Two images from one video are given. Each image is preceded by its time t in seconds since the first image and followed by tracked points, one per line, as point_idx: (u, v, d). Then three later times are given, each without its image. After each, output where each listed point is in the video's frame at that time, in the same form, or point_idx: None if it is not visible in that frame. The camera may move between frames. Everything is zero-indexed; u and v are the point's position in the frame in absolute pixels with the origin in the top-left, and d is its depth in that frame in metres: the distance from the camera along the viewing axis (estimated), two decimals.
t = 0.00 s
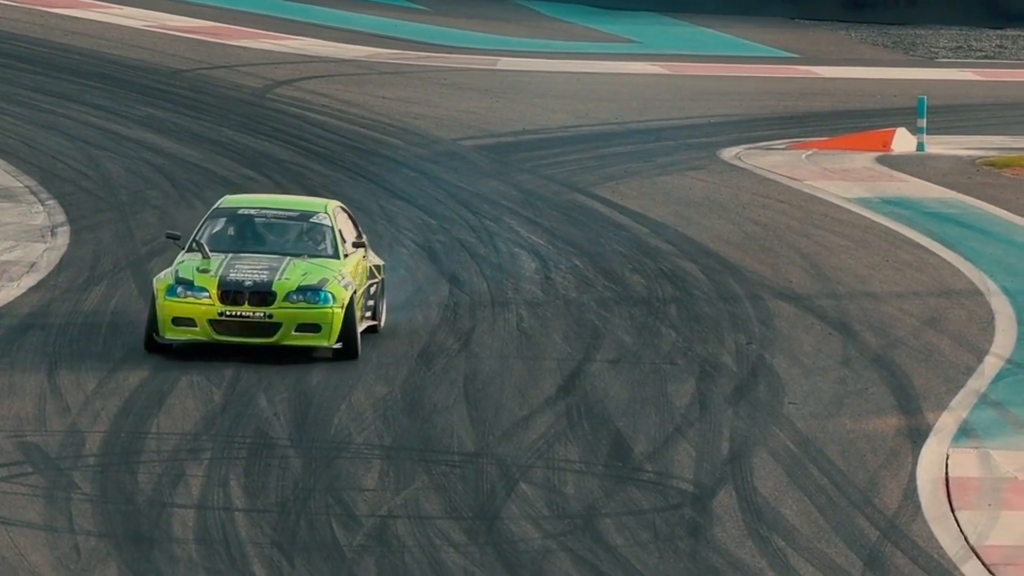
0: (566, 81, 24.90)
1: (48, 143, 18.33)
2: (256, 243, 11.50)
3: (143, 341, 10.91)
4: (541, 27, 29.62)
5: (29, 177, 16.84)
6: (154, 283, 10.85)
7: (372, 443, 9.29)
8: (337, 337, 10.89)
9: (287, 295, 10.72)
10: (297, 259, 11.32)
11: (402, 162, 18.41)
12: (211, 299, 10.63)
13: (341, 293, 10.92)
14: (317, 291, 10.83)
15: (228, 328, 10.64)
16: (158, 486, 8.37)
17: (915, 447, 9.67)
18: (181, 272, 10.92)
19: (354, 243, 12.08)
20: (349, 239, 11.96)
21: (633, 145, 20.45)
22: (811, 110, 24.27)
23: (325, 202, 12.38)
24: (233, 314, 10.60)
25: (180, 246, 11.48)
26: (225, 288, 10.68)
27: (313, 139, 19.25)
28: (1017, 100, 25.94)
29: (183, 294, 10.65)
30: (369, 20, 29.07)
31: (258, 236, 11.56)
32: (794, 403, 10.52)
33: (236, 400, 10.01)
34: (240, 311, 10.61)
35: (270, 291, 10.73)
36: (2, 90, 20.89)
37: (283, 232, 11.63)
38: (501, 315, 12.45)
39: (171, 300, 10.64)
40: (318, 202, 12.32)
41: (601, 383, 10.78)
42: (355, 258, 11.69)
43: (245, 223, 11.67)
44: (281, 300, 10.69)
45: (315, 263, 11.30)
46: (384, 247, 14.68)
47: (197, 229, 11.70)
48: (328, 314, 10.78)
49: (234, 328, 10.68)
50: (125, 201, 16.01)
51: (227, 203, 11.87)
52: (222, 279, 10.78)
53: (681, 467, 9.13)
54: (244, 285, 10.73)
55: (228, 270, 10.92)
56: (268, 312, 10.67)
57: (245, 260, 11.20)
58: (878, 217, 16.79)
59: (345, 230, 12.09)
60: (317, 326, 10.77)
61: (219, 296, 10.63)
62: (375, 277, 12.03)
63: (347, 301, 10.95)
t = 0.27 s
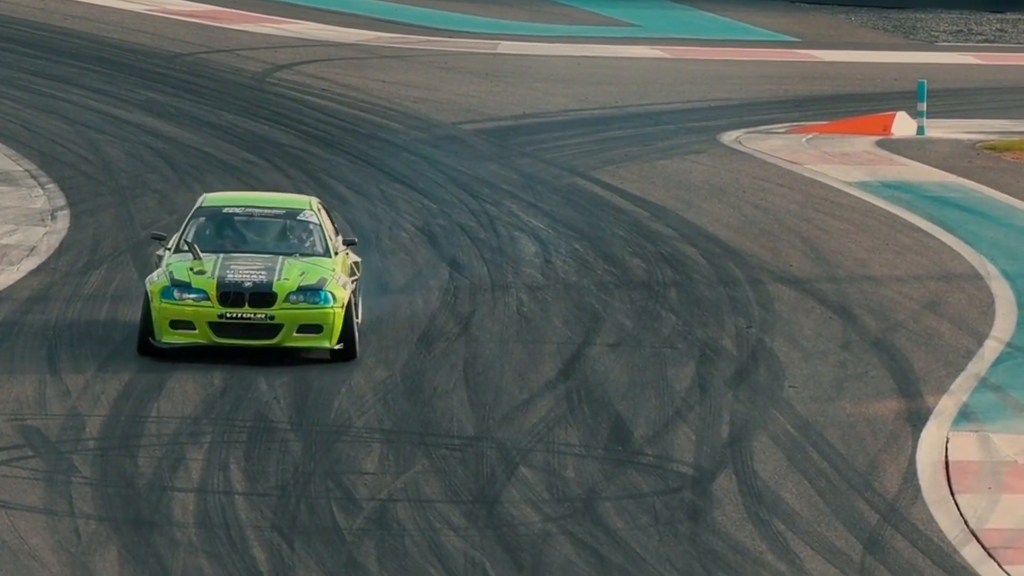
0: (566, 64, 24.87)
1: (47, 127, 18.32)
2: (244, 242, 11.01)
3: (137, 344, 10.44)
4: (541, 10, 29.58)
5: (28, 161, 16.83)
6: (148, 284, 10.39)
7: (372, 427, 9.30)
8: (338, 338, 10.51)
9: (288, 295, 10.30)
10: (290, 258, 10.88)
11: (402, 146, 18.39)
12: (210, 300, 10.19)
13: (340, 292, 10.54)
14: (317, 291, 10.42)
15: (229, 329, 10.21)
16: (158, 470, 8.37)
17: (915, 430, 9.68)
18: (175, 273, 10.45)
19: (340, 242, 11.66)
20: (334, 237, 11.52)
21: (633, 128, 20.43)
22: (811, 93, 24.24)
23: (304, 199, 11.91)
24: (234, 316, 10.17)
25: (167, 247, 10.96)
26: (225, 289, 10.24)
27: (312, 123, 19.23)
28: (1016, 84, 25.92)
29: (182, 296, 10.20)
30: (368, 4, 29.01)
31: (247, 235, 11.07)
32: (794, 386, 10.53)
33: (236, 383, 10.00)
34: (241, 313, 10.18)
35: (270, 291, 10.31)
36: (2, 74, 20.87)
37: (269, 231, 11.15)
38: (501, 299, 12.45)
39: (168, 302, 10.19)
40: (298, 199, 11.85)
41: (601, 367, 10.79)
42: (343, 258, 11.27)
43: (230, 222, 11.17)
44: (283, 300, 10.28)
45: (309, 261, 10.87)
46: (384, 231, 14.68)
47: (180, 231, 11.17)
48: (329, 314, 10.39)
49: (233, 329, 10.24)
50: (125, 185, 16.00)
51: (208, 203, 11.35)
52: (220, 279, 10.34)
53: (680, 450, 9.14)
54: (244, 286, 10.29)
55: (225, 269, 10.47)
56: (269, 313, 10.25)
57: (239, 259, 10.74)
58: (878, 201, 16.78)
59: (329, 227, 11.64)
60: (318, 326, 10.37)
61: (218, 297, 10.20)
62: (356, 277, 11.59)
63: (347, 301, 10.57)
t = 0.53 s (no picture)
0: (564, 42, 24.83)
1: (45, 105, 18.30)
2: (232, 238, 10.60)
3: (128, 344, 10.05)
4: None
5: (26, 139, 16.82)
6: (141, 282, 10.00)
7: (370, 405, 9.30)
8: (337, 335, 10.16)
9: (286, 292, 9.94)
10: (282, 253, 10.50)
11: (400, 124, 18.36)
12: (207, 299, 9.81)
13: (338, 288, 10.19)
14: (315, 286, 10.07)
15: (225, 328, 9.85)
16: (155, 448, 8.38)
17: (913, 408, 9.69)
18: (169, 271, 10.06)
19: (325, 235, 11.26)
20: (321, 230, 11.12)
21: (632, 106, 20.40)
22: (810, 72, 24.21)
23: (286, 190, 11.48)
24: (232, 314, 9.81)
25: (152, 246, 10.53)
26: (221, 286, 9.87)
27: (310, 102, 19.20)
28: (1015, 62, 25.89)
29: (177, 295, 9.82)
30: None
31: (234, 230, 10.66)
32: (792, 364, 10.54)
33: (234, 362, 10.00)
34: (239, 311, 9.83)
35: (268, 288, 9.94)
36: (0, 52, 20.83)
37: (256, 226, 10.74)
38: (499, 277, 12.45)
39: (163, 301, 9.80)
40: (280, 191, 11.43)
41: (599, 345, 10.79)
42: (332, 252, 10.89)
43: (216, 218, 10.75)
44: (281, 297, 9.91)
45: (303, 256, 10.50)
46: (382, 209, 14.67)
47: (163, 228, 10.74)
48: (328, 310, 10.03)
49: (230, 328, 9.87)
50: (124, 163, 15.99)
51: (190, 199, 10.93)
52: (216, 276, 9.97)
53: (678, 428, 9.15)
54: (240, 283, 9.92)
55: (220, 266, 10.10)
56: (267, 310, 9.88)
57: (231, 255, 10.35)
58: (877, 179, 16.76)
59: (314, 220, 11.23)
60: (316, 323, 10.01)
61: (214, 296, 9.82)
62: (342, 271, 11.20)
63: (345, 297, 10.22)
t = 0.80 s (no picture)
0: (563, 20, 24.80)
1: (43, 82, 18.27)
2: (221, 235, 10.24)
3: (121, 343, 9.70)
4: None
5: (24, 116, 16.80)
6: (134, 278, 9.66)
7: (368, 383, 9.31)
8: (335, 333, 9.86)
9: (285, 289, 9.64)
10: (275, 249, 10.17)
11: (398, 102, 18.34)
12: (204, 297, 9.49)
13: (336, 285, 9.90)
14: (313, 282, 9.78)
15: (223, 327, 9.53)
16: (154, 425, 8.39)
17: (911, 386, 9.70)
18: (162, 268, 9.72)
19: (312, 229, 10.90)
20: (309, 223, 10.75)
21: (631, 84, 20.38)
22: (809, 49, 24.18)
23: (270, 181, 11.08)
24: (230, 312, 9.50)
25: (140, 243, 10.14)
26: (219, 284, 9.55)
27: (308, 79, 19.17)
28: (1013, 39, 25.87)
29: (173, 293, 9.50)
30: None
31: (223, 226, 10.29)
32: (791, 342, 10.55)
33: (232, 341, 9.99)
34: (237, 308, 9.52)
35: (266, 285, 9.63)
36: None
37: (244, 220, 10.37)
38: (497, 255, 12.45)
39: (159, 298, 9.47)
40: (264, 182, 11.03)
41: (597, 323, 10.79)
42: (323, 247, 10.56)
43: (203, 213, 10.37)
44: (280, 295, 9.61)
45: (296, 252, 10.17)
46: (380, 187, 14.66)
47: (149, 223, 10.35)
48: (328, 308, 9.74)
49: (227, 326, 9.55)
50: (121, 140, 15.98)
51: (176, 192, 10.52)
52: (212, 273, 9.65)
53: (676, 406, 9.16)
54: (238, 281, 9.60)
55: (215, 262, 9.78)
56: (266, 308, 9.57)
57: (224, 252, 10.00)
58: (876, 157, 16.74)
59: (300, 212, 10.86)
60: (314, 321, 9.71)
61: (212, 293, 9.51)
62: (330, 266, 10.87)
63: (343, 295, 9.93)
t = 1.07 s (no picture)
0: None
1: (40, 61, 18.24)
2: (213, 231, 9.85)
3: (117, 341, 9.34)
4: None
5: (21, 95, 16.78)
6: (129, 276, 9.29)
7: (366, 361, 9.32)
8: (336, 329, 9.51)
9: (285, 285, 9.28)
10: (271, 244, 9.79)
11: (396, 80, 18.31)
12: (203, 293, 9.13)
13: (336, 280, 9.55)
14: (313, 277, 9.43)
15: (223, 325, 9.17)
16: (152, 404, 8.39)
17: (909, 364, 9.71)
18: (158, 264, 9.35)
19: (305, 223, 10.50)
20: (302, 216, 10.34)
21: (629, 63, 20.35)
22: (807, 27, 24.14)
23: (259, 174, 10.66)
24: (229, 309, 9.14)
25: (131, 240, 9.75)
26: (218, 279, 9.19)
27: (305, 57, 19.13)
28: (1012, 17, 25.83)
29: (172, 290, 9.14)
30: None
31: (214, 222, 9.90)
32: (788, 321, 10.55)
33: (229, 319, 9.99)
34: (237, 305, 9.15)
35: (266, 281, 9.26)
36: None
37: (235, 216, 9.97)
38: (495, 233, 12.44)
39: (156, 296, 9.12)
40: (252, 175, 10.60)
41: (595, 302, 10.78)
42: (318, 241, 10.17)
43: (194, 209, 9.97)
44: (280, 291, 9.25)
45: (293, 247, 9.80)
46: (378, 166, 14.64)
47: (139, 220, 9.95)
48: (329, 304, 9.38)
49: (226, 324, 9.19)
50: (119, 118, 15.96)
51: (165, 187, 10.11)
52: (210, 268, 9.29)
53: (674, 384, 9.17)
54: (237, 277, 9.23)
55: (212, 258, 9.41)
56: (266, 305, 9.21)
57: (219, 247, 9.63)
58: (874, 136, 16.71)
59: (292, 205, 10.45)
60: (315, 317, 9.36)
61: (211, 289, 9.15)
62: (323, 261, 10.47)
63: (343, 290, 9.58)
